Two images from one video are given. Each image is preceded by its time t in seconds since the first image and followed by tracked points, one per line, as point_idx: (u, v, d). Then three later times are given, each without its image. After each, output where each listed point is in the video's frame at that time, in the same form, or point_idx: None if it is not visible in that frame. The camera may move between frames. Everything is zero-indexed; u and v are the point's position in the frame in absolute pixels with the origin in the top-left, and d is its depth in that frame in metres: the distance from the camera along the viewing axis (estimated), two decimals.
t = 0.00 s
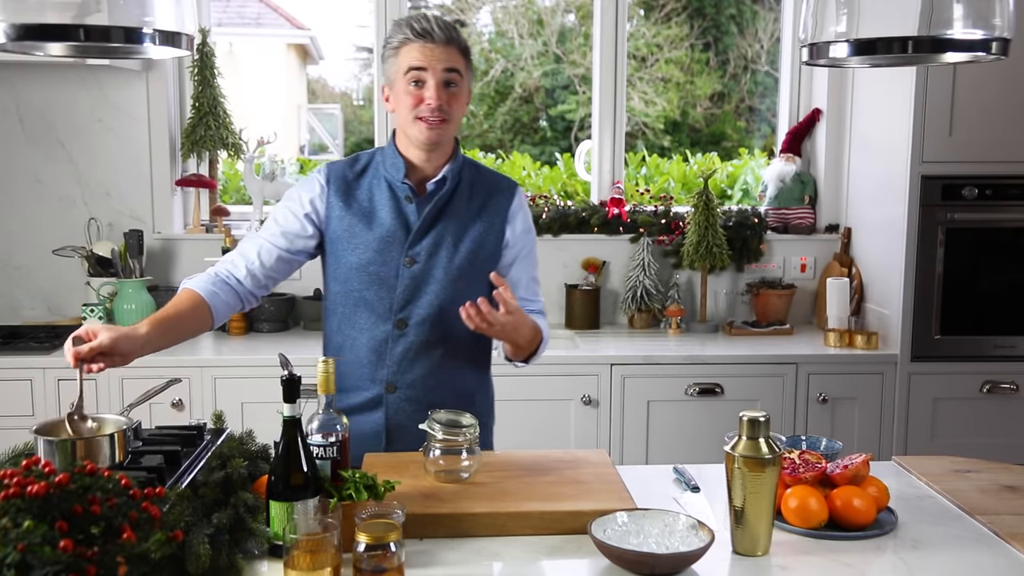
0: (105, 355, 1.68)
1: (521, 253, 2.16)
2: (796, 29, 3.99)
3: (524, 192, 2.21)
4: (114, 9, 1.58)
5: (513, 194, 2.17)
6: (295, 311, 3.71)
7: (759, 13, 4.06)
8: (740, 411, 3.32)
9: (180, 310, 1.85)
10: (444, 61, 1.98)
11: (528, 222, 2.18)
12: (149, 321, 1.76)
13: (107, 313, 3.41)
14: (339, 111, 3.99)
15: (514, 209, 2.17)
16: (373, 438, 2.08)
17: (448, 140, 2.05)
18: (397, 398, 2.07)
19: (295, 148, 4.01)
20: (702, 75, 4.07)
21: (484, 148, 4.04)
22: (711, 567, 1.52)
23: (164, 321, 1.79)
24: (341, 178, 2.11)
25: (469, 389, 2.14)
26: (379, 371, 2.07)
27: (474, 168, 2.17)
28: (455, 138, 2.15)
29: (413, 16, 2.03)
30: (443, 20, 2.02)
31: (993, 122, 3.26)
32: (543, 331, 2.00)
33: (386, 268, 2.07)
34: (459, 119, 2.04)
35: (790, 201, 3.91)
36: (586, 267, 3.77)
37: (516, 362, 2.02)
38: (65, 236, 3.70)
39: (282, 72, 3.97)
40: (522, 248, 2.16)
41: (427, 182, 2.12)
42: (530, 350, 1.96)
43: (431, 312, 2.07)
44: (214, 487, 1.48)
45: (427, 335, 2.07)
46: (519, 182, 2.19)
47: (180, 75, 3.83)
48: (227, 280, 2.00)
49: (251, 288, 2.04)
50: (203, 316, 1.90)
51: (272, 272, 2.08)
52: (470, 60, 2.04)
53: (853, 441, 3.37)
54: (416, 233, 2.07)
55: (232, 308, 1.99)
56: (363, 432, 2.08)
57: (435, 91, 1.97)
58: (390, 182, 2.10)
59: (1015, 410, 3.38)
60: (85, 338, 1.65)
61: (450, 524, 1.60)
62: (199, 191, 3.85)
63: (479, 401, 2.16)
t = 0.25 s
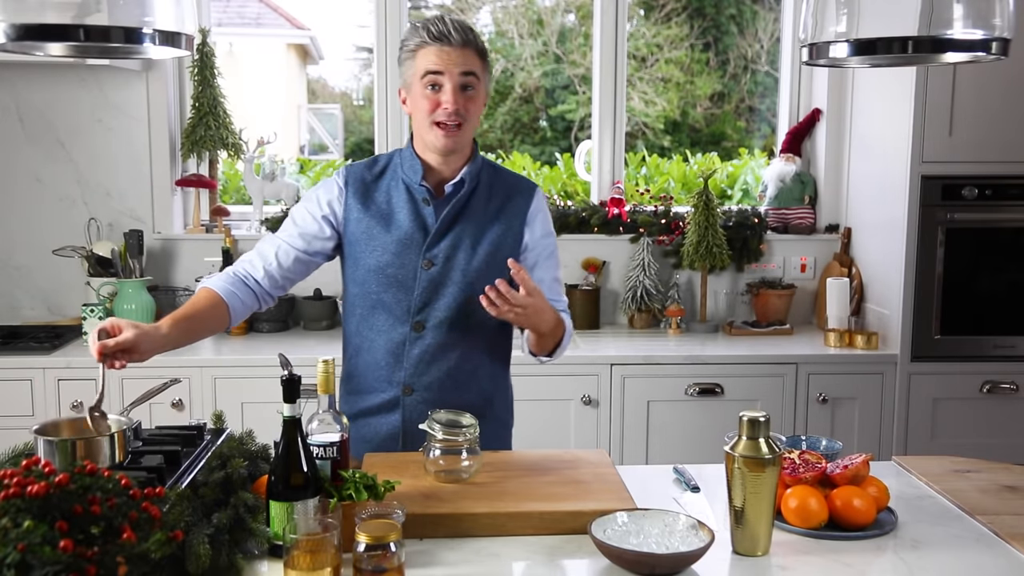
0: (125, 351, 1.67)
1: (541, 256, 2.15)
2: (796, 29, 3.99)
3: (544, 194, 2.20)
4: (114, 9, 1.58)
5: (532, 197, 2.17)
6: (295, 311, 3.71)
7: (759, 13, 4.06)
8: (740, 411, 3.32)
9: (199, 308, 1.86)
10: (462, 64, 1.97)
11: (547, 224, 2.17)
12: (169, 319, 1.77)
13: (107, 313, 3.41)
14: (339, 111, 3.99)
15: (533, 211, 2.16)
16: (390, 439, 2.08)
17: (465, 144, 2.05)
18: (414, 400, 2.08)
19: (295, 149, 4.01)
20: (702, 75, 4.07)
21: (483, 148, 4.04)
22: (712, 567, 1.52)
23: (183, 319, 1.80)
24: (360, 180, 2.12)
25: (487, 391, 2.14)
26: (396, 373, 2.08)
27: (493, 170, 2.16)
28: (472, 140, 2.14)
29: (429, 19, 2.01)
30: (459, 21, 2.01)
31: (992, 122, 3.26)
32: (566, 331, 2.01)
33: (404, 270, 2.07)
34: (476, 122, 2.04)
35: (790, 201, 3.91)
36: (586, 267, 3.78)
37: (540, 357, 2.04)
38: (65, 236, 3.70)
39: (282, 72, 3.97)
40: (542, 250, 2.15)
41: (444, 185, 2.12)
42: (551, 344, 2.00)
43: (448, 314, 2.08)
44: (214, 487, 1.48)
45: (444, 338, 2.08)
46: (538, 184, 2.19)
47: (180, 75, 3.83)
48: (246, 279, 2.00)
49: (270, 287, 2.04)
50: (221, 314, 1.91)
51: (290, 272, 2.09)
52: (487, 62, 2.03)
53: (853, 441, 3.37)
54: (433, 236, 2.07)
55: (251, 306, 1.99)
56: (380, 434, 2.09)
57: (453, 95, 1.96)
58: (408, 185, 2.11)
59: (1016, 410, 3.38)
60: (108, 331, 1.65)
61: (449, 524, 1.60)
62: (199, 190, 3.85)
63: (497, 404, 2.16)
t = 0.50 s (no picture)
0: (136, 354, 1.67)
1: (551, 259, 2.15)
2: (796, 29, 3.99)
3: (554, 198, 2.20)
4: (114, 9, 1.58)
5: (543, 200, 2.16)
6: (295, 311, 3.71)
7: (759, 13, 4.06)
8: (740, 411, 3.32)
9: (210, 311, 1.86)
10: (472, 76, 1.95)
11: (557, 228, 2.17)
12: (180, 323, 1.76)
13: (107, 313, 3.39)
14: (339, 111, 3.99)
15: (543, 214, 2.16)
16: (397, 440, 2.09)
17: (476, 152, 2.04)
18: (421, 402, 2.08)
19: (295, 149, 4.01)
20: (702, 75, 4.07)
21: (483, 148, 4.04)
22: (711, 567, 1.52)
23: (194, 323, 1.80)
24: (370, 181, 2.13)
25: (494, 393, 2.14)
26: (404, 375, 2.08)
27: (504, 172, 2.16)
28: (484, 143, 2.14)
29: (441, 27, 1.99)
30: (471, 30, 1.98)
31: (992, 122, 3.26)
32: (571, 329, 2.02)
33: (414, 272, 2.07)
34: (487, 131, 2.03)
35: (790, 201, 3.91)
36: (586, 267, 3.78)
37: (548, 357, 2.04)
38: (65, 236, 3.70)
39: (282, 72, 3.97)
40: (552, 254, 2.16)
41: (456, 188, 2.12)
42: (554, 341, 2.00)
43: (457, 317, 2.08)
44: (214, 487, 1.48)
45: (454, 340, 2.08)
46: (549, 188, 2.19)
47: (180, 75, 3.83)
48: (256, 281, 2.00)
49: (280, 289, 2.04)
50: (232, 316, 1.91)
51: (300, 274, 2.09)
52: (498, 70, 2.01)
53: (853, 441, 3.37)
54: (444, 238, 2.07)
55: (261, 308, 1.99)
56: (387, 435, 2.09)
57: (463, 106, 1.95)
58: (419, 187, 2.11)
59: (1015, 410, 3.38)
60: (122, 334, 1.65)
61: (449, 524, 1.60)
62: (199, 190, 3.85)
63: (504, 405, 2.16)
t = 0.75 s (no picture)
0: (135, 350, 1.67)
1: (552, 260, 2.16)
2: (796, 29, 3.99)
3: (555, 200, 2.22)
4: (114, 9, 1.58)
5: (544, 202, 2.17)
6: (295, 311, 3.71)
7: (759, 13, 4.05)
8: (740, 411, 3.32)
9: (210, 309, 1.85)
10: (477, 75, 1.95)
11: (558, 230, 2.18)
12: (179, 319, 1.76)
13: (107, 313, 3.39)
14: (339, 111, 3.99)
15: (545, 217, 2.17)
16: (397, 441, 2.09)
17: (481, 150, 2.04)
18: (422, 403, 2.08)
19: (295, 149, 4.01)
20: (702, 75, 4.07)
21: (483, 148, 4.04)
22: (711, 567, 1.52)
23: (194, 320, 1.79)
24: (372, 181, 2.13)
25: (494, 394, 2.14)
26: (405, 376, 2.08)
27: (506, 174, 2.17)
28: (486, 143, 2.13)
29: (445, 25, 1.98)
30: (475, 29, 1.98)
31: (992, 122, 3.26)
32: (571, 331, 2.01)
33: (415, 273, 2.08)
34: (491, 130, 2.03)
35: (790, 202, 3.91)
36: (586, 267, 3.78)
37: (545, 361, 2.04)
38: (65, 236, 3.70)
39: (282, 72, 3.97)
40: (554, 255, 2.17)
41: (459, 188, 2.12)
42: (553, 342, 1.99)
43: (459, 318, 2.08)
44: (214, 487, 1.48)
45: (454, 341, 2.08)
46: (549, 190, 2.20)
47: (180, 75, 3.83)
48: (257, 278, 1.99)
49: (281, 287, 2.03)
50: (231, 313, 1.90)
51: (301, 273, 2.08)
52: (502, 69, 2.01)
53: (853, 441, 3.37)
54: (445, 240, 2.07)
55: (261, 305, 1.98)
56: (387, 435, 2.09)
57: (468, 106, 1.95)
58: (420, 187, 2.11)
59: (1015, 410, 3.38)
60: (119, 329, 1.65)
61: (449, 524, 1.60)
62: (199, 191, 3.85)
63: (504, 406, 2.17)
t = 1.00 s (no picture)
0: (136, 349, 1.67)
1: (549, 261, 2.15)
2: (796, 29, 3.99)
3: (553, 200, 2.20)
4: (114, 9, 1.58)
5: (540, 203, 2.16)
6: (295, 311, 3.71)
7: (759, 13, 4.06)
8: (740, 411, 3.32)
9: (208, 308, 1.86)
10: (434, 90, 1.89)
11: (555, 230, 2.17)
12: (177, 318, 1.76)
13: (107, 313, 3.39)
14: (339, 111, 3.99)
15: (541, 217, 2.16)
16: (394, 441, 2.09)
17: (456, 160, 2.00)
18: (418, 403, 2.09)
19: (295, 149, 4.01)
20: (702, 75, 4.07)
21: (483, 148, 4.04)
22: (712, 567, 1.52)
23: (191, 319, 1.80)
24: (368, 181, 2.12)
25: (491, 394, 2.15)
26: (401, 376, 2.08)
27: (502, 174, 2.16)
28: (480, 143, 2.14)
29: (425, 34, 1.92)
30: (442, 37, 1.91)
31: (992, 121, 3.26)
32: (578, 335, 2.00)
33: (411, 273, 2.07)
34: (465, 139, 1.97)
35: (790, 201, 3.91)
36: (586, 267, 3.77)
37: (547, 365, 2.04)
38: (65, 236, 3.70)
39: (282, 72, 3.97)
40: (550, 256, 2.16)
41: (453, 189, 2.11)
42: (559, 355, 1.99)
43: (454, 318, 2.08)
44: (214, 487, 1.48)
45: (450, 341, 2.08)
46: (546, 191, 2.18)
47: (180, 75, 3.83)
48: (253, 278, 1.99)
49: (278, 287, 2.03)
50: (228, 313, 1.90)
51: (298, 272, 2.07)
52: (472, 77, 1.93)
53: (853, 441, 3.37)
54: (440, 240, 2.07)
55: (257, 305, 1.98)
56: (384, 436, 2.10)
57: (427, 121, 1.91)
58: (416, 187, 2.10)
59: (1015, 410, 3.38)
60: (121, 328, 1.65)
61: (450, 524, 1.60)
62: (199, 190, 3.85)
63: (502, 407, 2.18)
